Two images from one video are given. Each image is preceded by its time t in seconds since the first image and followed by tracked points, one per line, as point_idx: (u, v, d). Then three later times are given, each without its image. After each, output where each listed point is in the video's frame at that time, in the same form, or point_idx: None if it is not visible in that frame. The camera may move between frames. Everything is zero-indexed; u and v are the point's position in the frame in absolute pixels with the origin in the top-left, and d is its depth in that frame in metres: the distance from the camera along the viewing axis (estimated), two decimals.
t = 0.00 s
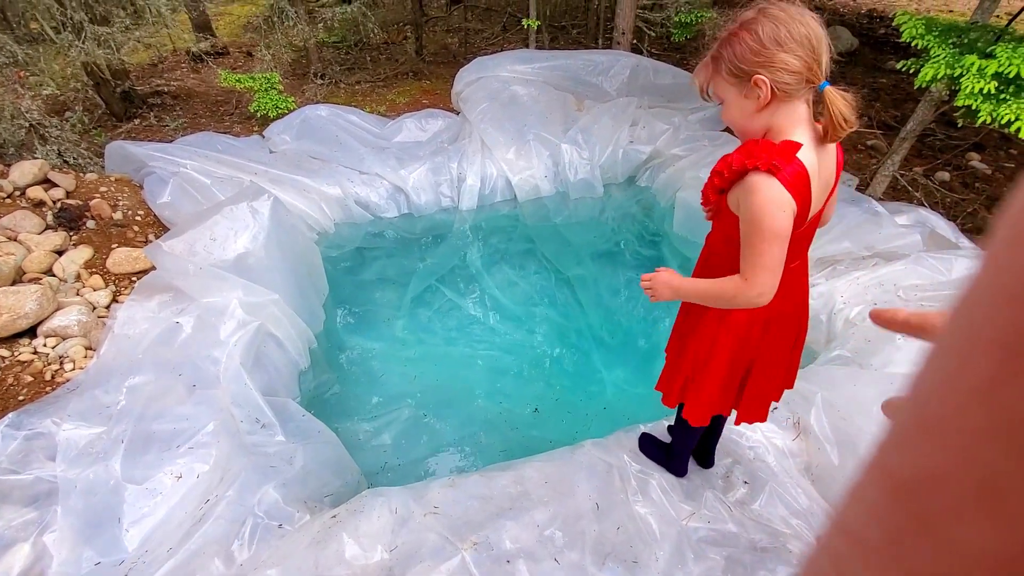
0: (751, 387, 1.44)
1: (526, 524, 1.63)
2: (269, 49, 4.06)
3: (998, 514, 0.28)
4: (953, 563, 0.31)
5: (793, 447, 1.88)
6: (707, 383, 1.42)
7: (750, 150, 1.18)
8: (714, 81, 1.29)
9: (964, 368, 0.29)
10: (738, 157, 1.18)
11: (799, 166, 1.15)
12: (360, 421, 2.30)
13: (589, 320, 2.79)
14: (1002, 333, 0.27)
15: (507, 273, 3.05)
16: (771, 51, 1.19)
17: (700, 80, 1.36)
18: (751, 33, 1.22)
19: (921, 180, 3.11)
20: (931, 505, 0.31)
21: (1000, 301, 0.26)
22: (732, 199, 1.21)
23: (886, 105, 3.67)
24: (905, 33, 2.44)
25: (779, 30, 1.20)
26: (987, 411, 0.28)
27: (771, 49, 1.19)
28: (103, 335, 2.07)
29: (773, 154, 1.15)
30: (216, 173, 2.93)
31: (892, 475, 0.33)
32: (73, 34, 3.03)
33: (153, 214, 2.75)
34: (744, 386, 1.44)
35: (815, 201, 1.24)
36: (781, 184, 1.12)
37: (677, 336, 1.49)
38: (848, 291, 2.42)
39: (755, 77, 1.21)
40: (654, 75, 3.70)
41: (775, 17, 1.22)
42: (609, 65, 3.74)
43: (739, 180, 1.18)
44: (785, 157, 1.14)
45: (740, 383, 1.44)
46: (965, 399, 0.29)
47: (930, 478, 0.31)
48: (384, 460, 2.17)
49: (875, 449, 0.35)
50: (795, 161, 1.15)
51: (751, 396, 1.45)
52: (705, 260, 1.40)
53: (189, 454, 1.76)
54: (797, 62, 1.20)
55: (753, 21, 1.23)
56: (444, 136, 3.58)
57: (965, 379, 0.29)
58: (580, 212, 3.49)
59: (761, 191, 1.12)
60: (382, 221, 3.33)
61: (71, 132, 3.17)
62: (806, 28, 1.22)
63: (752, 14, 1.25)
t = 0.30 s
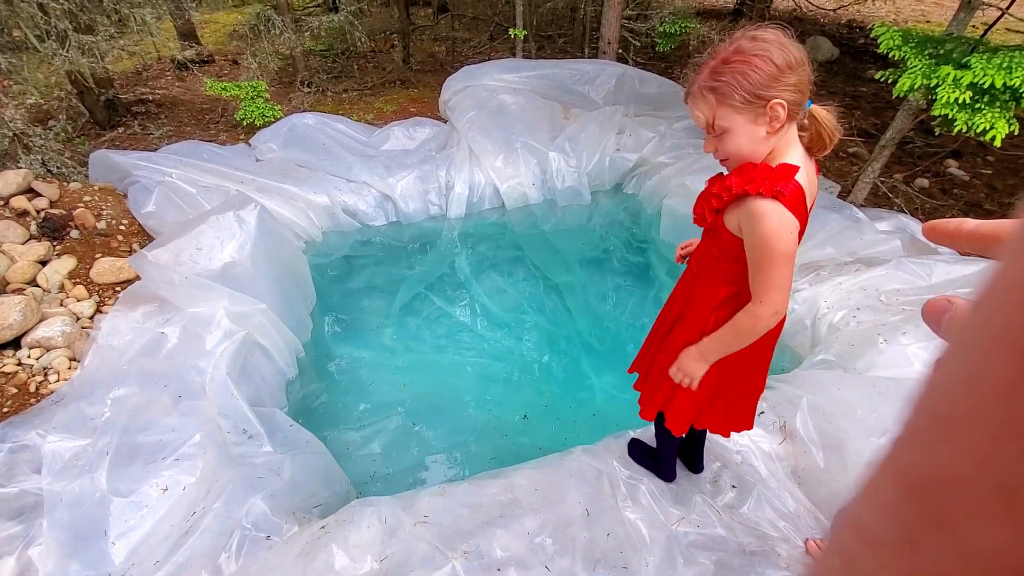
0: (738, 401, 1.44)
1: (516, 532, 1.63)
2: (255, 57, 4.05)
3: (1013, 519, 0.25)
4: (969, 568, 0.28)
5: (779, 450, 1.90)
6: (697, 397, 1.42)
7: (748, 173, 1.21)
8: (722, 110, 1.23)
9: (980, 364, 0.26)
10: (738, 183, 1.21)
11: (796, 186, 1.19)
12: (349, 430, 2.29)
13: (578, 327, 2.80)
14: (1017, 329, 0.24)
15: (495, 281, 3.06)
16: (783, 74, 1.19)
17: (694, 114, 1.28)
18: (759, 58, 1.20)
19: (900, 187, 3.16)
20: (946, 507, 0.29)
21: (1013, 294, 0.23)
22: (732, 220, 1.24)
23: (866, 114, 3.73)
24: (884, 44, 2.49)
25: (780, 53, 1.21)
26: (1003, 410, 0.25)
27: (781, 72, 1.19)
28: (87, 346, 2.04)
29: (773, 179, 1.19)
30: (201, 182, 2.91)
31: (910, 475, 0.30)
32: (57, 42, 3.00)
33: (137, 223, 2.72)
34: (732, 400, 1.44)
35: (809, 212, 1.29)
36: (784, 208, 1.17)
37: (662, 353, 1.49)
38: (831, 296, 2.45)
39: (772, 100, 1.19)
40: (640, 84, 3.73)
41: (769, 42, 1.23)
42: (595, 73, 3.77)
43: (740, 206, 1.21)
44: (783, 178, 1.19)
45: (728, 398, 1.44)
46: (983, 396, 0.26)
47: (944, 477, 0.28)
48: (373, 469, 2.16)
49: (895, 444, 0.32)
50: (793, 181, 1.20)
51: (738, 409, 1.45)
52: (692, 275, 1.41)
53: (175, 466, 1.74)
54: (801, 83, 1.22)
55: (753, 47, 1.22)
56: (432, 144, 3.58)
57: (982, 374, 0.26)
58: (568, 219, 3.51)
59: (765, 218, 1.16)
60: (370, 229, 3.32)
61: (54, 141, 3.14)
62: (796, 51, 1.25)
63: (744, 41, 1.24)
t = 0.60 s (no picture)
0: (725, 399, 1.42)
1: (499, 540, 1.61)
2: (229, 61, 3.98)
3: (1002, 526, 0.23)
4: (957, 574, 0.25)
5: (759, 452, 1.90)
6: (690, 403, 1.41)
7: (723, 181, 1.21)
8: (738, 108, 1.18)
9: (973, 361, 0.23)
10: (715, 194, 1.20)
11: (769, 186, 1.20)
12: (328, 440, 2.24)
13: (559, 331, 2.79)
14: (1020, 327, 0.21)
15: (475, 286, 3.03)
16: (777, 80, 1.23)
17: (709, 108, 1.18)
18: (760, 61, 1.21)
19: (870, 191, 3.21)
20: (935, 511, 0.26)
21: (1007, 292, 0.21)
22: (710, 227, 1.23)
23: (836, 120, 3.80)
24: (851, 53, 2.52)
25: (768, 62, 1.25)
26: (993, 413, 0.22)
27: (775, 79, 1.23)
28: (52, 358, 1.97)
29: (749, 184, 1.18)
30: (172, 188, 2.83)
31: (896, 475, 0.28)
32: (22, 45, 2.92)
33: (106, 230, 2.63)
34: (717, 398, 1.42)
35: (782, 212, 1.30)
36: (762, 211, 1.17)
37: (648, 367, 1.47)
38: (806, 299, 2.47)
39: (771, 105, 1.22)
40: (617, 90, 3.75)
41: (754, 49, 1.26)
42: (573, 79, 3.77)
43: (719, 214, 1.20)
44: (758, 181, 1.19)
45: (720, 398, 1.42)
46: (973, 396, 0.23)
47: (932, 480, 0.26)
48: (353, 479, 2.11)
49: (880, 444, 0.30)
50: (766, 183, 1.20)
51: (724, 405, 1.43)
52: (670, 286, 1.39)
53: (146, 481, 1.68)
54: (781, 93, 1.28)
55: (749, 51, 1.23)
56: (411, 149, 3.56)
57: (976, 372, 0.23)
58: (548, 224, 3.50)
59: (747, 223, 1.16)
60: (348, 234, 3.28)
61: (18, 145, 3.04)
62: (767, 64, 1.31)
63: (735, 44, 1.24)
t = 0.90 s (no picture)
0: (714, 396, 1.42)
1: (488, 548, 1.58)
2: (211, 66, 3.94)
3: (995, 528, 0.21)
4: None
5: (747, 454, 1.89)
6: (680, 406, 1.40)
7: (711, 183, 1.20)
8: (752, 96, 1.18)
9: (959, 358, 0.21)
10: (705, 196, 1.20)
11: (756, 186, 1.20)
12: (314, 449, 2.20)
13: (546, 335, 2.77)
14: (1017, 323, 0.19)
15: (463, 291, 3.01)
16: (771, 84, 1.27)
17: (730, 87, 1.16)
18: (764, 59, 1.25)
19: (851, 195, 3.24)
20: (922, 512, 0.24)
21: (999, 287, 0.19)
22: (698, 228, 1.22)
23: (816, 125, 3.84)
24: (830, 60, 2.54)
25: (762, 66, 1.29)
26: (985, 413, 0.21)
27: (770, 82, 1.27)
28: (28, 369, 1.92)
29: (737, 183, 1.18)
30: (153, 194, 2.79)
31: (879, 474, 0.26)
32: None
33: (84, 238, 2.57)
34: (706, 397, 1.42)
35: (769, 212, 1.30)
36: (751, 211, 1.17)
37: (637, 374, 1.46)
38: (790, 301, 2.48)
39: (768, 106, 1.25)
40: (602, 95, 3.76)
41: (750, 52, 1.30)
42: (558, 85, 3.78)
43: (708, 215, 1.20)
44: (744, 181, 1.18)
45: (710, 396, 1.42)
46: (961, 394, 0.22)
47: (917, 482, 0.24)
48: (340, 488, 2.07)
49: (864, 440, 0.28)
50: (752, 183, 1.20)
51: (714, 403, 1.43)
52: (653, 292, 1.38)
53: (125, 494, 1.64)
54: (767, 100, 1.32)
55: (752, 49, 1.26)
56: (396, 154, 3.54)
57: (963, 369, 0.21)
58: (534, 229, 3.49)
59: (735, 223, 1.16)
60: (333, 240, 3.24)
61: None
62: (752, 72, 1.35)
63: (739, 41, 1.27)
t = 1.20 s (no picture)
0: (707, 399, 1.41)
1: (487, 555, 1.57)
2: (206, 74, 3.94)
3: (995, 529, 0.21)
4: None
5: (746, 457, 1.89)
6: (672, 411, 1.40)
7: (702, 189, 1.20)
8: (747, 97, 1.18)
9: (961, 357, 0.20)
10: (696, 201, 1.19)
11: (748, 194, 1.20)
12: (311, 456, 2.19)
13: (544, 340, 2.76)
14: (1018, 325, 0.18)
15: (460, 296, 3.00)
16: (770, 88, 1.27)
17: (727, 86, 1.16)
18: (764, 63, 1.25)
19: (846, 197, 3.24)
20: (924, 512, 0.23)
21: (998, 287, 0.18)
22: (688, 233, 1.22)
23: (811, 128, 3.86)
24: (824, 62, 2.53)
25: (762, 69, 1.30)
26: (983, 415, 0.20)
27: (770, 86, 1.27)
28: (22, 379, 1.90)
29: (728, 191, 1.17)
30: (148, 202, 2.77)
31: (879, 474, 0.25)
32: None
33: (79, 246, 2.55)
34: (699, 400, 1.42)
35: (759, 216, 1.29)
36: (742, 218, 1.16)
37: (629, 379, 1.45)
38: (787, 304, 2.48)
39: (765, 109, 1.24)
40: (598, 100, 3.77)
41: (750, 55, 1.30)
42: (554, 90, 3.79)
43: (699, 221, 1.19)
44: (736, 189, 1.18)
45: (702, 400, 1.42)
46: (962, 394, 0.21)
47: (918, 484, 0.23)
48: (338, 496, 2.06)
49: (866, 439, 0.27)
50: (744, 191, 1.19)
51: (707, 406, 1.42)
52: (645, 296, 1.37)
53: (121, 505, 1.62)
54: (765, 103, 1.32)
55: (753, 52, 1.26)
56: (393, 160, 3.54)
57: (963, 370, 0.20)
58: (531, 233, 3.48)
59: (726, 231, 1.15)
60: (330, 246, 3.23)
61: None
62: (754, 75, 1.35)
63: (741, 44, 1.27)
